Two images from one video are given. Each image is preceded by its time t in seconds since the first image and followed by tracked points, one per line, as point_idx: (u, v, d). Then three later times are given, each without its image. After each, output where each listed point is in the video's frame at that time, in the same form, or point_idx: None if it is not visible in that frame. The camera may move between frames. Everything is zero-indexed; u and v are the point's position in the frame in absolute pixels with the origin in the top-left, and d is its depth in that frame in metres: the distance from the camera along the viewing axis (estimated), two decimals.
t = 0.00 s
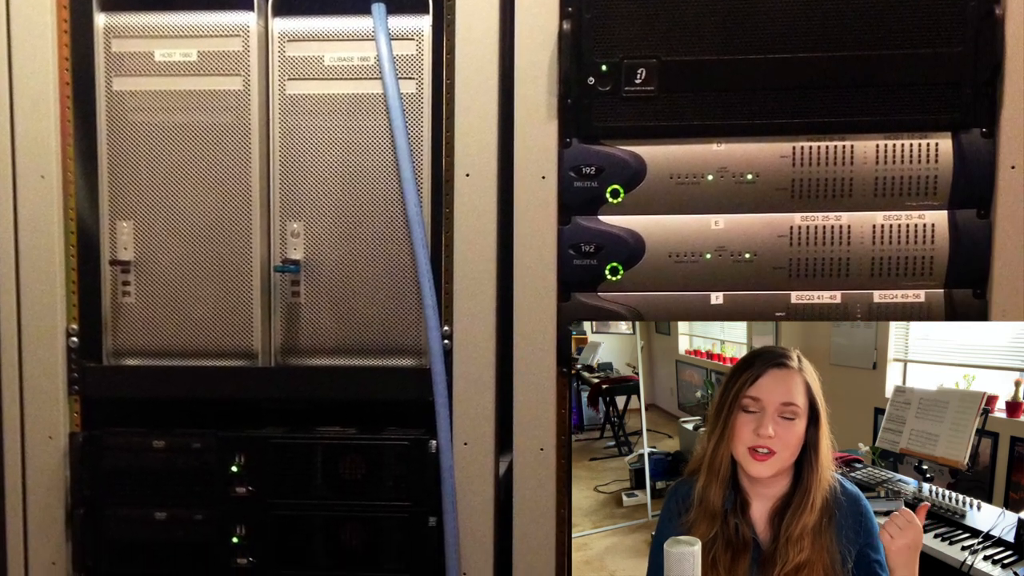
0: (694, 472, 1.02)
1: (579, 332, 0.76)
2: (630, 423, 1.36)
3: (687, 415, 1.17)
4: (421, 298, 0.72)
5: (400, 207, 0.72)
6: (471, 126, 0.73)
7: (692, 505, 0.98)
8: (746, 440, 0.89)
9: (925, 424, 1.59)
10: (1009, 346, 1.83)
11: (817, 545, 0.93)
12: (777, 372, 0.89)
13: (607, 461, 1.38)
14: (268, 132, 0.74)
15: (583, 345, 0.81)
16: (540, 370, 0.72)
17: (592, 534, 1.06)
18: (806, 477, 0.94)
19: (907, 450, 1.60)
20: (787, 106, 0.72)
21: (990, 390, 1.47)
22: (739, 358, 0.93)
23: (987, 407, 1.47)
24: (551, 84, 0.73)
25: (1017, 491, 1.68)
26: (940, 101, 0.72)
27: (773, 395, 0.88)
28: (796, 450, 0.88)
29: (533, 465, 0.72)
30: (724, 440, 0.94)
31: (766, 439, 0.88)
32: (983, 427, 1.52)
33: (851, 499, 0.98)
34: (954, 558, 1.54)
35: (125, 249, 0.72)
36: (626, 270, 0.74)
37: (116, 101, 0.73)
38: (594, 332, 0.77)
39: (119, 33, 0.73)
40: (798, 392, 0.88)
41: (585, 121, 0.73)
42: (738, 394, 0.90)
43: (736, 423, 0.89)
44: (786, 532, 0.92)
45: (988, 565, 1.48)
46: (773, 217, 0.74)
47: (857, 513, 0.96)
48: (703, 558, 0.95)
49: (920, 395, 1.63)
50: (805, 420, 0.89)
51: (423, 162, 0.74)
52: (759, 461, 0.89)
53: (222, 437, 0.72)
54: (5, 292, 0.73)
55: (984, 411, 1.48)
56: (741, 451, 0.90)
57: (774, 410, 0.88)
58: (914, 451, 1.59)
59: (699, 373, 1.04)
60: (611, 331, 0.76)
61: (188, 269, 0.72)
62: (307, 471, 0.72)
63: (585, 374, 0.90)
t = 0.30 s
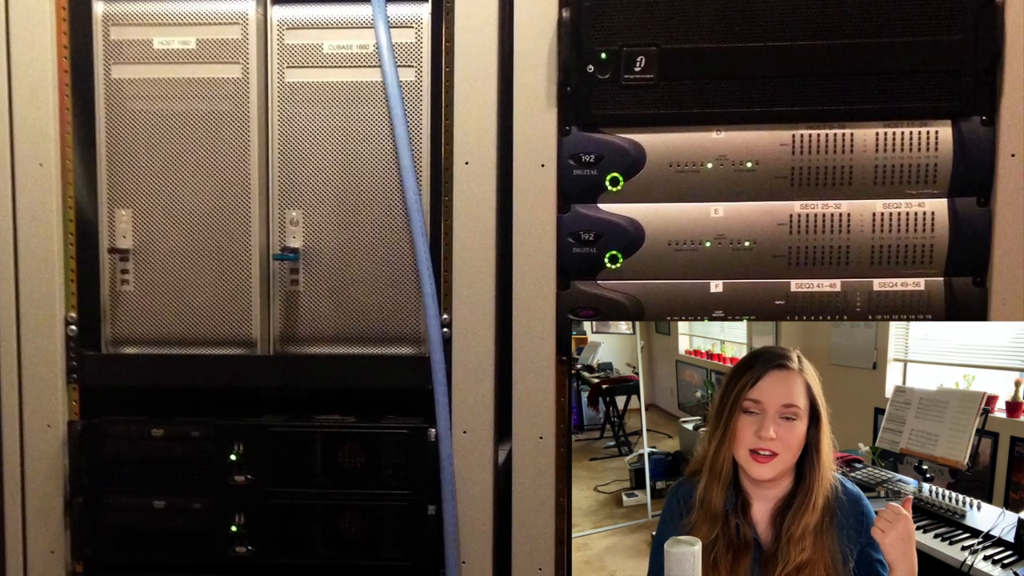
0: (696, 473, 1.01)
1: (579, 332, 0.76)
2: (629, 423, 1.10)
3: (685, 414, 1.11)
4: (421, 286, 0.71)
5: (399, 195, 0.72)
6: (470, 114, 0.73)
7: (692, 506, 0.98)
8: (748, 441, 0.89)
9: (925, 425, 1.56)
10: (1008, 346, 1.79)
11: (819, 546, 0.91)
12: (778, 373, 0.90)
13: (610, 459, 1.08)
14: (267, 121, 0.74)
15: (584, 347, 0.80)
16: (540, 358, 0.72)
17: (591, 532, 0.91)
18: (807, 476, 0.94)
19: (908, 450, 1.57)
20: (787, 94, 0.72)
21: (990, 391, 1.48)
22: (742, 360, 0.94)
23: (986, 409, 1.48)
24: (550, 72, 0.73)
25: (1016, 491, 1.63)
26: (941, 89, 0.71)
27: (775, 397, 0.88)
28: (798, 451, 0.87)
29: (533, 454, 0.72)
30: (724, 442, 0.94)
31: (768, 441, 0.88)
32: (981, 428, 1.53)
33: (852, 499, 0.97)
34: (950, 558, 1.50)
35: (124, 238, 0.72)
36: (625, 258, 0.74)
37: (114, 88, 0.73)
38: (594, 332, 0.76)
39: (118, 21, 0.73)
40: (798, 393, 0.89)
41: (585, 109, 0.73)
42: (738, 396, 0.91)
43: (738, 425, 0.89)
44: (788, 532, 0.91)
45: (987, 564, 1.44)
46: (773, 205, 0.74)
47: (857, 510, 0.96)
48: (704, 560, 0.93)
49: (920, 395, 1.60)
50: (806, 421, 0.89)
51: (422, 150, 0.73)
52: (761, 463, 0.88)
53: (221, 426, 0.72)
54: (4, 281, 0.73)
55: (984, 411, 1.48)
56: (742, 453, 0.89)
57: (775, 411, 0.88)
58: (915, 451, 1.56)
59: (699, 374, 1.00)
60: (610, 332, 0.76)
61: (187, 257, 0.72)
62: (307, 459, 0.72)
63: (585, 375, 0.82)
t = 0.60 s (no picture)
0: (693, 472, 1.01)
1: (579, 332, 0.75)
2: (630, 424, 0.93)
3: (688, 415, 1.01)
4: (419, 275, 0.71)
5: (398, 183, 0.72)
6: (469, 102, 0.72)
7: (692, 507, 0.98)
8: (750, 443, 0.91)
9: (926, 424, 1.59)
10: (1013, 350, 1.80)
11: (817, 548, 0.93)
12: (783, 377, 0.91)
13: (609, 461, 0.93)
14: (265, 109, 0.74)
15: (583, 346, 0.77)
16: (539, 346, 0.72)
17: (593, 535, 0.86)
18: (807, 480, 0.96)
19: (907, 451, 1.58)
20: (787, 82, 0.72)
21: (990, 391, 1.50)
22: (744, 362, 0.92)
23: (988, 408, 1.49)
24: (550, 60, 0.73)
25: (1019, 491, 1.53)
26: (940, 77, 0.71)
27: (779, 401, 0.90)
28: (799, 455, 0.90)
29: (532, 442, 0.72)
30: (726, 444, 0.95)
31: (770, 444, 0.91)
32: (983, 428, 1.54)
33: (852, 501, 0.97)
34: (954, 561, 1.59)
35: (122, 226, 0.72)
36: (624, 246, 0.74)
37: (113, 77, 0.72)
38: (594, 333, 0.75)
39: (116, 8, 0.72)
40: (801, 398, 0.91)
41: (584, 97, 0.73)
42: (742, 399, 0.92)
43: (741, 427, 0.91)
44: (787, 534, 0.93)
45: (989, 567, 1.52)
46: (772, 193, 0.73)
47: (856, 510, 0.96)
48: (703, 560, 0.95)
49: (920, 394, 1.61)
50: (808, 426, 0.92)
51: (420, 138, 0.73)
52: (760, 465, 0.91)
53: (220, 414, 0.72)
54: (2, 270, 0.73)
55: (985, 412, 1.51)
56: (744, 455, 0.92)
57: (778, 416, 0.90)
58: (913, 451, 1.58)
59: (700, 375, 0.95)
60: (610, 332, 0.76)
61: (186, 246, 0.72)
62: (305, 448, 0.72)
63: (585, 375, 0.80)
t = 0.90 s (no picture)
0: (694, 472, 1.02)
1: (579, 333, 0.77)
2: (631, 424, 1.21)
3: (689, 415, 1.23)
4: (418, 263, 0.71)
5: (397, 171, 0.72)
6: (468, 90, 0.72)
7: (693, 506, 0.98)
8: (750, 439, 0.91)
9: (925, 424, 1.59)
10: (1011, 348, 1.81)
11: (818, 546, 0.93)
12: (783, 374, 0.92)
13: (610, 461, 1.19)
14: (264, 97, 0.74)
15: (585, 346, 0.81)
16: (538, 335, 0.72)
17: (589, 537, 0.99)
18: (808, 478, 0.95)
19: (907, 451, 1.61)
20: (787, 70, 0.72)
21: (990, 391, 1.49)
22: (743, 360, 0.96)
23: (985, 406, 1.49)
24: (549, 48, 0.73)
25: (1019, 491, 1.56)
26: (940, 65, 0.71)
27: (778, 397, 0.90)
28: (800, 451, 0.88)
29: (531, 430, 0.72)
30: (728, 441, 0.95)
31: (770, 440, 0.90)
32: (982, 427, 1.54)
33: (853, 500, 0.97)
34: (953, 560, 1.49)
35: (121, 214, 0.72)
36: (624, 235, 0.74)
37: (111, 64, 0.72)
38: (594, 332, 0.76)
39: None
40: (801, 394, 0.90)
41: (583, 85, 0.73)
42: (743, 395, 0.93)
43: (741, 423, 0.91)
44: (787, 532, 0.92)
45: (988, 565, 1.43)
46: (772, 181, 0.73)
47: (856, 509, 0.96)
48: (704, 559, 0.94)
49: (920, 394, 1.63)
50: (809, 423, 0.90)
51: (419, 125, 0.73)
52: (761, 461, 0.91)
53: (219, 402, 0.72)
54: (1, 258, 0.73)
55: (984, 411, 1.50)
56: (744, 451, 0.91)
57: (778, 412, 0.89)
58: (913, 451, 1.60)
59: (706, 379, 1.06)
60: (611, 332, 0.75)
61: (185, 234, 0.72)
62: (304, 436, 0.72)
63: (588, 376, 0.84)
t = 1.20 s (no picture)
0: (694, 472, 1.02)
1: (579, 333, 0.78)
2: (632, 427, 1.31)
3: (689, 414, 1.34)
4: (417, 251, 0.71)
5: (396, 158, 0.72)
6: (467, 77, 0.72)
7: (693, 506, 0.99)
8: (751, 438, 0.90)
9: (926, 424, 1.59)
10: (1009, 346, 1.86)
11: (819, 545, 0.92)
12: (784, 372, 0.92)
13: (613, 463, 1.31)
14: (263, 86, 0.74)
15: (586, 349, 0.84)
16: (538, 323, 0.72)
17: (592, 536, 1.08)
18: (808, 477, 0.95)
19: (907, 451, 1.61)
20: (786, 57, 0.72)
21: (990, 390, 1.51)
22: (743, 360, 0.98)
23: (985, 407, 1.50)
24: (548, 36, 0.73)
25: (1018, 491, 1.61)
26: (939, 53, 0.71)
27: (780, 395, 0.90)
28: (801, 450, 0.88)
29: (529, 419, 0.72)
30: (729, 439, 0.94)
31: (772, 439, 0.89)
32: (982, 427, 1.56)
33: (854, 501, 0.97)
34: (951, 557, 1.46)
35: (120, 202, 0.72)
36: (623, 223, 0.74)
37: (110, 52, 0.72)
38: (594, 333, 0.78)
39: None
40: (803, 392, 0.90)
41: (583, 72, 0.73)
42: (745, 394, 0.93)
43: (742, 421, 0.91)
44: (788, 531, 0.92)
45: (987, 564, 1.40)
46: (772, 169, 0.73)
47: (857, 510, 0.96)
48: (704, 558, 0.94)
49: (921, 393, 1.63)
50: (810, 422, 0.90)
51: (418, 113, 0.73)
52: (762, 460, 0.90)
53: (218, 390, 0.72)
54: None
55: (985, 411, 1.51)
56: (745, 450, 0.91)
57: (779, 410, 0.89)
58: (913, 451, 1.60)
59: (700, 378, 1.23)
60: (611, 332, 0.77)
61: (184, 222, 0.72)
62: (303, 425, 0.72)
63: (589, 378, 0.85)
